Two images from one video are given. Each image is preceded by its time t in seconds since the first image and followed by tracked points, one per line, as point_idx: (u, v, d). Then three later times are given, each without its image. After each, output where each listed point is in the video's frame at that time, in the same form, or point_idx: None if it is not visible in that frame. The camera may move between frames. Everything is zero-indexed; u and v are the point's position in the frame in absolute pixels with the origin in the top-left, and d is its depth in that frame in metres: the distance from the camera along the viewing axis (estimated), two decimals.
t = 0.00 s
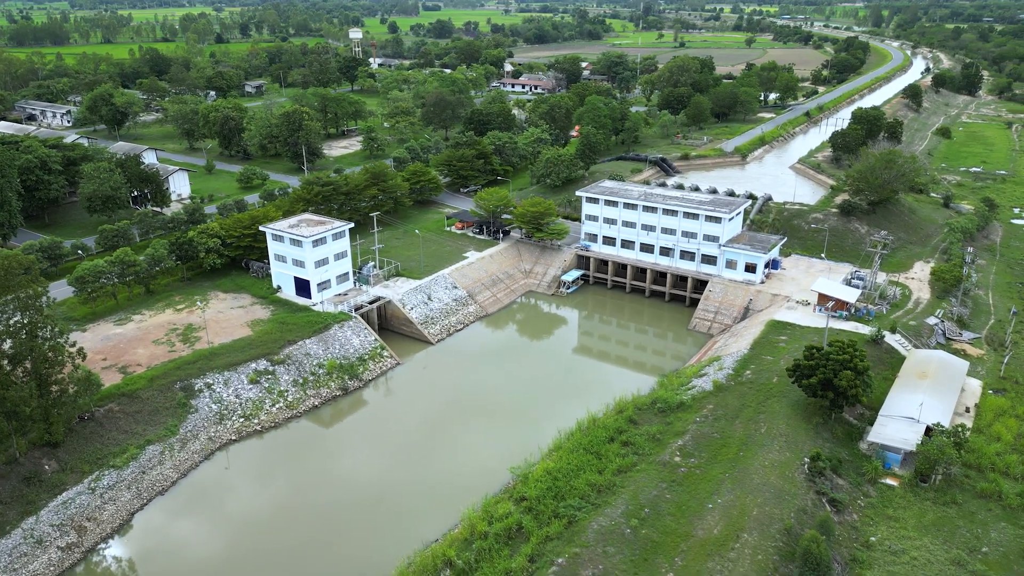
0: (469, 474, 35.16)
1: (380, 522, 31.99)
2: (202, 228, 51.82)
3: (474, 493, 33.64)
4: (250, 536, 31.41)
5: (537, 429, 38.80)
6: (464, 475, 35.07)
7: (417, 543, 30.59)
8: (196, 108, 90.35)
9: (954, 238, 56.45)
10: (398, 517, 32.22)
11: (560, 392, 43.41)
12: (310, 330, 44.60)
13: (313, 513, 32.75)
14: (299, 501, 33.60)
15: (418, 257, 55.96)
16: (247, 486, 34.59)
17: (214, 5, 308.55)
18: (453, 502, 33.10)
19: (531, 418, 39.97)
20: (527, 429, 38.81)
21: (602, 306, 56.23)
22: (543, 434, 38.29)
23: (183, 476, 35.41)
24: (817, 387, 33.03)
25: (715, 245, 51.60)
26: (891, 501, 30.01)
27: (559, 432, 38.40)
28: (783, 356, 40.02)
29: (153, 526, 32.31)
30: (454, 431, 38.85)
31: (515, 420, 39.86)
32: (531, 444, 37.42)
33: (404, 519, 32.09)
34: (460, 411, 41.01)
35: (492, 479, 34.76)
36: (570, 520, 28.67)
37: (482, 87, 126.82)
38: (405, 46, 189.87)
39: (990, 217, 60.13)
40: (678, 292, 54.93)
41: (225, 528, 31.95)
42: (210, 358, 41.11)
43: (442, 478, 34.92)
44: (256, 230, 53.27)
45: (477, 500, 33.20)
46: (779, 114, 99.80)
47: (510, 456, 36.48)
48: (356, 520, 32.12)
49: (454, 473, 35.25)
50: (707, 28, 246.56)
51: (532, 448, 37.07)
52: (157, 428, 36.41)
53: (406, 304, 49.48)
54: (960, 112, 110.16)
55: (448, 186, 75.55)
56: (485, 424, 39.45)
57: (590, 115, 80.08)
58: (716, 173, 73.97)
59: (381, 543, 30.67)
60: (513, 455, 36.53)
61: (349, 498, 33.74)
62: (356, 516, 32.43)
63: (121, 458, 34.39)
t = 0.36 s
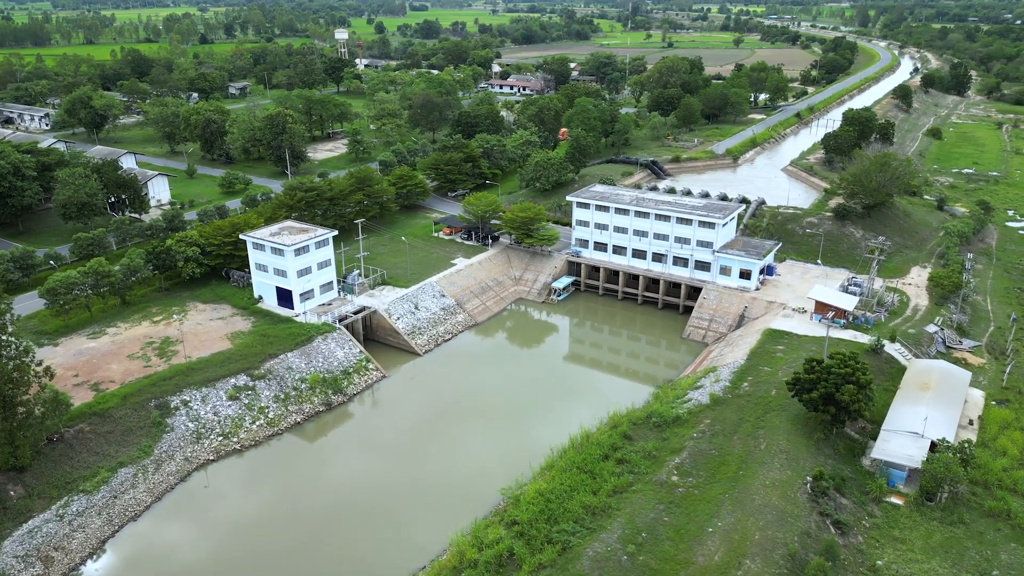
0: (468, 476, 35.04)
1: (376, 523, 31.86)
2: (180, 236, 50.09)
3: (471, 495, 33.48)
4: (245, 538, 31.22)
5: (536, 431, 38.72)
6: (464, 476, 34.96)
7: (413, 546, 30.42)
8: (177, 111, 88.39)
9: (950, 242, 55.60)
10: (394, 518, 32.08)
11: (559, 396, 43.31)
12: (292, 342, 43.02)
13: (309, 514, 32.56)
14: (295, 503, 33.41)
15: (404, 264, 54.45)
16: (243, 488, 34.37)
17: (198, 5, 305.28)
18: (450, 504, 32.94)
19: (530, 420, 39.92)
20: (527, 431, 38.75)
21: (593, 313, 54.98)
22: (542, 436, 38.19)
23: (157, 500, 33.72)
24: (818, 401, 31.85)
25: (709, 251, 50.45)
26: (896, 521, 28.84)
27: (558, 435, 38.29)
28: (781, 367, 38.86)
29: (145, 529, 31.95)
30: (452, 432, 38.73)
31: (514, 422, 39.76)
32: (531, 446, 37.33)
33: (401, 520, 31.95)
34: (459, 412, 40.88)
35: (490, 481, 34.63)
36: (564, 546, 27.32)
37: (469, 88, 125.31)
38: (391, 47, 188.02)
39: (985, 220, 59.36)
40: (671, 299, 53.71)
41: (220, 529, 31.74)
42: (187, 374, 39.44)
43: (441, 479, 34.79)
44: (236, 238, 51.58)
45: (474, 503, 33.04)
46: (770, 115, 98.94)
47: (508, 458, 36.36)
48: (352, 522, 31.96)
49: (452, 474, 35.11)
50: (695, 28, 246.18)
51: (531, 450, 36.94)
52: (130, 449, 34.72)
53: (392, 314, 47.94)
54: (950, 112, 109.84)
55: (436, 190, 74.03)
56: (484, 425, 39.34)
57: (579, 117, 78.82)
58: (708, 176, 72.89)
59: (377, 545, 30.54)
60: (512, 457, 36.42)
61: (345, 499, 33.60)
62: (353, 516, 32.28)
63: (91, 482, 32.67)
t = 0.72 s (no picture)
0: (465, 476, 35.04)
1: (373, 523, 31.87)
2: (157, 245, 48.33)
3: (467, 497, 33.46)
4: (241, 540, 31.17)
5: (531, 432, 38.77)
6: (460, 478, 34.92)
7: (408, 548, 30.31)
8: (158, 114, 86.33)
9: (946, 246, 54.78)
10: (391, 519, 32.09)
11: (553, 399, 43.37)
12: (273, 356, 41.40)
13: (307, 516, 32.58)
14: (291, 505, 33.37)
15: (390, 273, 52.92)
16: (238, 492, 34.27)
17: (182, 5, 301.80)
18: (446, 505, 32.93)
19: (525, 422, 39.98)
20: (522, 432, 38.79)
21: (585, 322, 53.72)
22: (538, 438, 38.25)
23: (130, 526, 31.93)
24: (820, 418, 30.65)
25: (703, 257, 49.32)
26: (903, 543, 27.68)
27: (553, 437, 38.34)
28: (779, 379, 37.70)
29: (134, 534, 31.59)
30: (448, 434, 38.75)
31: (508, 424, 39.84)
32: (526, 448, 37.37)
33: (398, 521, 31.94)
34: (455, 413, 40.91)
35: (486, 481, 34.62)
36: None
37: (457, 89, 123.85)
38: (378, 47, 186.10)
39: (980, 224, 58.61)
40: (664, 307, 52.49)
41: (216, 531, 31.69)
42: (162, 391, 37.73)
43: (437, 480, 34.79)
44: (215, 247, 49.87)
45: (470, 504, 32.97)
46: (760, 116, 98.15)
47: (504, 459, 36.38)
48: (349, 523, 31.98)
49: (448, 476, 35.10)
50: (683, 28, 245.80)
51: (526, 452, 36.95)
52: (101, 473, 32.99)
53: (377, 324, 46.38)
54: (940, 113, 109.53)
55: (423, 194, 72.51)
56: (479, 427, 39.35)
57: (569, 119, 77.56)
58: (699, 179, 71.83)
59: (374, 546, 30.53)
60: (507, 459, 36.45)
61: (342, 500, 33.61)
62: (350, 517, 32.28)
63: (58, 508, 30.94)
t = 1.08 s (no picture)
0: (459, 476, 34.84)
1: (367, 523, 31.66)
2: (133, 255, 46.56)
3: (461, 497, 33.28)
4: (235, 542, 30.87)
5: (525, 433, 38.63)
6: (454, 478, 34.74)
7: (403, 549, 30.07)
8: (137, 117, 84.22)
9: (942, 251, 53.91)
10: (385, 519, 31.91)
11: (547, 402, 43.22)
12: (253, 371, 39.79)
13: (301, 517, 32.33)
14: (285, 506, 33.10)
15: (376, 281, 51.39)
16: (229, 495, 34.01)
17: (167, 5, 298.35)
18: (441, 505, 32.75)
19: (519, 424, 39.83)
20: (517, 433, 38.63)
21: (576, 330, 52.40)
22: (533, 439, 38.10)
23: (102, 553, 30.44)
24: (823, 436, 29.45)
25: (697, 264, 48.14)
26: (911, 567, 26.50)
27: (548, 439, 38.21)
28: (778, 392, 36.52)
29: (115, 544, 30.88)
30: (442, 434, 38.57)
31: (501, 425, 39.69)
32: (521, 449, 37.23)
33: (388, 521, 31.76)
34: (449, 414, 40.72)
35: (480, 481, 34.41)
36: None
37: (445, 91, 122.28)
38: (365, 48, 184.02)
39: (976, 227, 57.81)
40: (658, 315, 51.22)
41: (203, 536, 31.33)
42: (136, 410, 36.06)
43: (432, 480, 34.58)
44: (194, 256, 48.13)
45: (465, 505, 32.77)
46: (751, 117, 97.29)
47: (498, 459, 36.23)
48: (343, 523, 31.75)
49: (443, 476, 34.90)
50: (672, 28, 245.25)
51: (521, 453, 36.81)
52: (70, 498, 31.32)
53: (362, 336, 44.77)
54: (930, 114, 109.10)
55: (410, 198, 70.97)
56: (474, 428, 39.18)
57: (558, 122, 76.28)
58: (691, 182, 70.75)
59: (368, 547, 30.28)
60: (502, 459, 36.28)
61: (332, 502, 33.36)
62: (340, 518, 32.09)
63: (23, 538, 29.27)
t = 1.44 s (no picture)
0: (454, 478, 34.67)
1: (363, 525, 31.63)
2: (107, 265, 44.81)
3: (456, 499, 33.10)
4: (228, 549, 30.58)
5: (522, 434, 38.39)
6: (450, 479, 34.58)
7: (397, 552, 30.00)
8: (117, 120, 82.17)
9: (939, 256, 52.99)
10: (382, 521, 31.86)
11: (544, 405, 42.93)
12: (232, 387, 38.19)
13: (300, 518, 32.36)
14: (284, 509, 33.05)
15: (361, 290, 49.84)
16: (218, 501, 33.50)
17: (151, 5, 294.91)
18: (436, 507, 32.57)
19: (516, 425, 39.58)
20: (509, 433, 38.71)
21: (568, 339, 51.06)
22: (530, 441, 37.84)
23: None
24: (827, 454, 28.27)
25: (691, 271, 46.94)
26: None
27: (540, 437, 38.34)
28: (777, 406, 35.32)
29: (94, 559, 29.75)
30: (434, 433, 38.53)
31: (497, 428, 39.47)
32: (517, 450, 37.00)
33: (382, 523, 31.76)
34: (446, 415, 40.47)
35: (475, 483, 34.21)
36: None
37: (432, 92, 120.69)
38: (351, 48, 181.95)
39: (972, 231, 56.98)
40: (651, 323, 49.95)
41: (194, 543, 30.94)
42: (108, 431, 34.38)
43: (429, 481, 34.48)
44: (172, 266, 46.43)
45: (460, 507, 32.63)
46: (742, 119, 96.34)
47: (496, 460, 36.04)
48: (340, 525, 31.73)
49: (439, 477, 34.75)
50: (660, 29, 244.61)
51: (518, 454, 36.56)
52: (36, 526, 29.65)
53: (347, 348, 43.22)
54: (920, 115, 108.67)
55: (397, 203, 69.43)
56: (471, 429, 38.97)
57: (548, 124, 74.99)
58: (683, 186, 69.62)
59: (363, 548, 30.25)
60: (498, 460, 36.10)
61: (325, 504, 33.28)
62: (335, 520, 32.05)
63: None
